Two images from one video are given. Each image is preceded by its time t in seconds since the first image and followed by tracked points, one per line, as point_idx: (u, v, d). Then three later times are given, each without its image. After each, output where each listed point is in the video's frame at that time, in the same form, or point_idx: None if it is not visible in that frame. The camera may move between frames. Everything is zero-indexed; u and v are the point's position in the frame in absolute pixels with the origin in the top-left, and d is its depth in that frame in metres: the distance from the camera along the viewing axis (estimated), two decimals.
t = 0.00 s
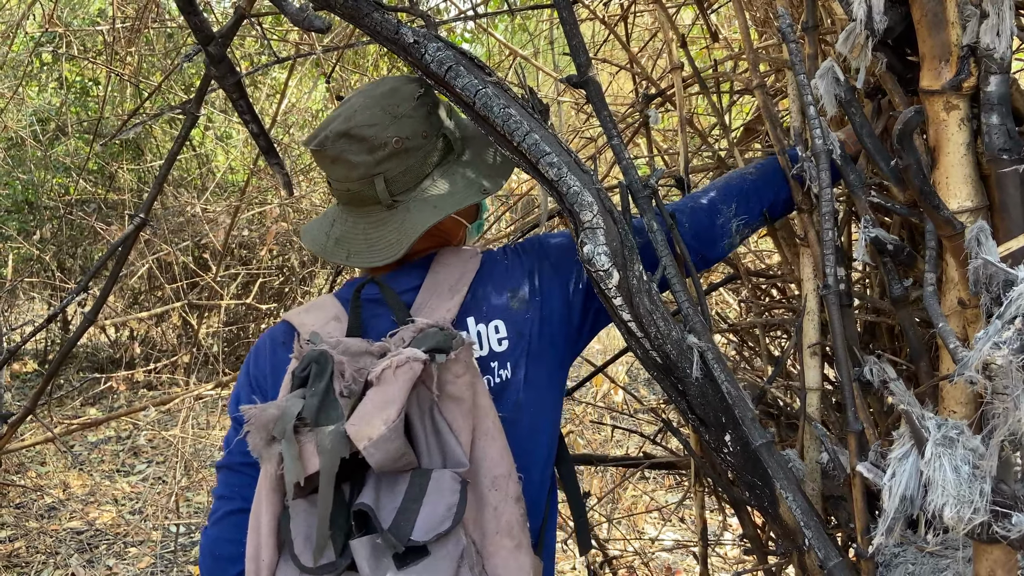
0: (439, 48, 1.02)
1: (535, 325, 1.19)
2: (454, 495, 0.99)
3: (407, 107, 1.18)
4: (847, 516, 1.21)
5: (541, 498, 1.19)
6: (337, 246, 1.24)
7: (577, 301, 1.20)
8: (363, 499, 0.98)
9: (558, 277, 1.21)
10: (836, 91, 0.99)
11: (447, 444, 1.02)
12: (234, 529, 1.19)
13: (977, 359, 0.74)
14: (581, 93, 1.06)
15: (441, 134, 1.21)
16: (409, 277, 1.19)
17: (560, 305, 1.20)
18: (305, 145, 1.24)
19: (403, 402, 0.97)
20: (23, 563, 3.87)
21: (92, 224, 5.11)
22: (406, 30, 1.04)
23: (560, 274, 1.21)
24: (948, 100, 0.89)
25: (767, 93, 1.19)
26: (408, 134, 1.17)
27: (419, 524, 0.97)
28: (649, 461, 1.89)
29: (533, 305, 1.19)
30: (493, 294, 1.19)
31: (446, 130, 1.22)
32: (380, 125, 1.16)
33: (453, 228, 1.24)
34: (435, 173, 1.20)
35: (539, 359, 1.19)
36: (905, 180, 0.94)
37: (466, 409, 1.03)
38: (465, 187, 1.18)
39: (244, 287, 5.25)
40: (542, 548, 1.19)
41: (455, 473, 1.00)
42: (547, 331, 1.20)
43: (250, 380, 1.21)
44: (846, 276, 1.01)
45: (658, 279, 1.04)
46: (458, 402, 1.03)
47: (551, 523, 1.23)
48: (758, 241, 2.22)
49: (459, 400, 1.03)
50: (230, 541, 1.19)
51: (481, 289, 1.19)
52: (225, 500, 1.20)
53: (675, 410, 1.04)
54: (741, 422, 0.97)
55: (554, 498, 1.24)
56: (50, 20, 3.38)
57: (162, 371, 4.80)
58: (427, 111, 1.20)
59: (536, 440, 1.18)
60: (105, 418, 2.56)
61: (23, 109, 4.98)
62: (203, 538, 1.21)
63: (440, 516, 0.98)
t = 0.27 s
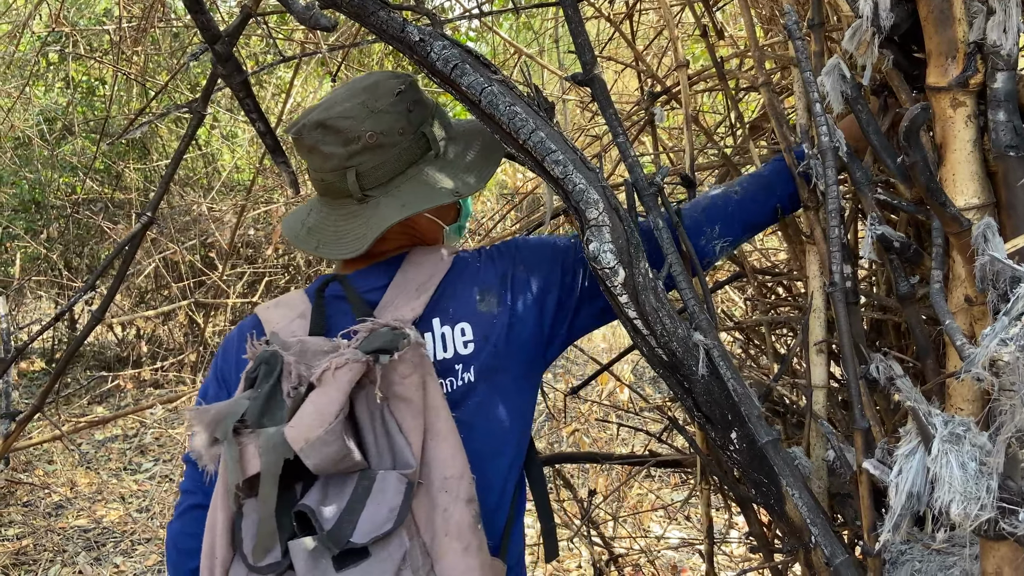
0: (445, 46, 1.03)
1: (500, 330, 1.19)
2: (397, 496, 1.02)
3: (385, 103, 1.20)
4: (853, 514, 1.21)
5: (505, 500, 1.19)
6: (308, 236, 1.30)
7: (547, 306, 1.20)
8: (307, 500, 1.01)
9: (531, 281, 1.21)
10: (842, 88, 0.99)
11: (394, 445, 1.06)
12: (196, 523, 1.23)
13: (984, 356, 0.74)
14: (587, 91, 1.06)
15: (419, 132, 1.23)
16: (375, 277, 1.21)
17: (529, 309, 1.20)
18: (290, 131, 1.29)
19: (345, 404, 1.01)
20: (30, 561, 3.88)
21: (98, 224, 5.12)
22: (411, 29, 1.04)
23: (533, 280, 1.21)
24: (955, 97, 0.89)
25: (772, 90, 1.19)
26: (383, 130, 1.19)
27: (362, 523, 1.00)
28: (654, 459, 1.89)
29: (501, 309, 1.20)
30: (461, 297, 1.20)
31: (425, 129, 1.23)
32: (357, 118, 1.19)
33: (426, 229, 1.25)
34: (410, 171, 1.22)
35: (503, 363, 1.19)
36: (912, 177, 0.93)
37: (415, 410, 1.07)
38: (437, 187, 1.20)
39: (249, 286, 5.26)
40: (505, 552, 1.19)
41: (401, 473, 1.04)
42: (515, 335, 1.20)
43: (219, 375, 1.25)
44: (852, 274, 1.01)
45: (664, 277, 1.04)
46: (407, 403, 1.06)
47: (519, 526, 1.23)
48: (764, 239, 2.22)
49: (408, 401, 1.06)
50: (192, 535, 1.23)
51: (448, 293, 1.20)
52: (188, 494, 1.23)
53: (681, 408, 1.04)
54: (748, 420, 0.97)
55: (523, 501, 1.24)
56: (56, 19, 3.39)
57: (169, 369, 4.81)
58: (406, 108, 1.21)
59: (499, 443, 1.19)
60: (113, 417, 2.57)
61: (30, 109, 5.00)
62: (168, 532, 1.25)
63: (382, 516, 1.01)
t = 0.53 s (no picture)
0: (456, 43, 1.03)
1: (468, 335, 1.19)
2: (339, 500, 1.03)
3: (372, 100, 1.20)
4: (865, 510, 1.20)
5: (471, 507, 1.19)
6: (287, 224, 1.31)
7: (519, 312, 1.20)
8: (252, 504, 1.03)
9: (505, 287, 1.22)
10: (853, 85, 0.99)
11: (341, 448, 1.06)
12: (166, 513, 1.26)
13: (998, 353, 0.74)
14: (597, 88, 1.06)
15: (406, 133, 1.23)
16: (348, 275, 1.22)
17: (502, 315, 1.20)
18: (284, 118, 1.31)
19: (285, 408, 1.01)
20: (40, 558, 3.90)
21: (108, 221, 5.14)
22: (422, 26, 1.04)
23: (513, 284, 1.21)
24: (967, 93, 0.88)
25: (783, 87, 1.19)
26: (368, 127, 1.20)
27: (302, 528, 1.01)
28: (663, 457, 1.89)
29: (470, 314, 1.20)
30: (430, 300, 1.20)
31: (412, 130, 1.23)
32: (343, 113, 1.20)
33: (405, 231, 1.25)
34: (391, 170, 1.23)
35: (469, 366, 1.19)
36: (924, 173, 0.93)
37: (363, 414, 1.07)
38: (415, 190, 1.20)
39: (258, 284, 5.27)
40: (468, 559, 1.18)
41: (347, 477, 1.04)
42: (484, 340, 1.20)
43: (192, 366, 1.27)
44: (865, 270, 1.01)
45: (675, 274, 1.04)
46: (356, 407, 1.06)
47: (487, 534, 1.21)
48: (773, 237, 2.21)
49: (356, 404, 1.06)
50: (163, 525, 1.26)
51: (417, 295, 1.21)
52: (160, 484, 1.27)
53: (692, 406, 1.03)
54: (759, 417, 0.97)
55: (491, 508, 1.23)
56: (66, 19, 3.40)
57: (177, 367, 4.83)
58: (394, 108, 1.21)
59: (462, 449, 1.18)
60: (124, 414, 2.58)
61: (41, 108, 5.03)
62: (142, 524, 1.26)
63: (324, 520, 1.02)
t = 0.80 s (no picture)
0: (465, 40, 1.03)
1: (434, 341, 1.19)
2: (281, 509, 1.04)
3: (383, 91, 1.21)
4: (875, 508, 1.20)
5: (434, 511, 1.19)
6: (273, 199, 1.36)
7: (490, 320, 1.19)
8: (200, 509, 1.06)
9: (480, 294, 1.20)
10: (865, 81, 0.99)
11: (289, 456, 1.08)
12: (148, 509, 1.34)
13: (1011, 350, 0.75)
14: (606, 85, 1.06)
15: (409, 131, 1.24)
16: (324, 269, 1.24)
17: (472, 321, 1.19)
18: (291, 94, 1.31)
19: (228, 417, 1.03)
20: (52, 554, 3.92)
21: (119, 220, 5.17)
22: (432, 23, 1.04)
23: (487, 289, 1.19)
24: (979, 89, 0.88)
25: (793, 83, 1.19)
26: (374, 117, 1.20)
27: (243, 536, 1.04)
28: (672, 454, 1.89)
29: (439, 320, 1.19)
30: (398, 304, 1.20)
31: (416, 129, 1.24)
32: (352, 97, 1.21)
33: (389, 230, 1.27)
34: (386, 164, 1.24)
35: (435, 372, 1.19)
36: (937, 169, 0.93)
37: (310, 422, 1.07)
38: (408, 187, 1.21)
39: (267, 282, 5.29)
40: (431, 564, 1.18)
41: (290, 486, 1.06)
42: (451, 347, 1.19)
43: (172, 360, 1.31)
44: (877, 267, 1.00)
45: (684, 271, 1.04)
46: (303, 416, 1.07)
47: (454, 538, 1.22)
48: (782, 234, 2.21)
49: (303, 413, 1.07)
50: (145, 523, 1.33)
51: (385, 298, 1.21)
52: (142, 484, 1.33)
53: (701, 404, 1.03)
54: (769, 414, 0.97)
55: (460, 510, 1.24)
56: (77, 18, 3.42)
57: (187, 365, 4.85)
58: (403, 103, 1.22)
59: (425, 454, 1.19)
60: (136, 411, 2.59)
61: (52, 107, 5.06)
62: (123, 519, 1.35)
63: (264, 529, 1.04)
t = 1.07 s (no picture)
0: (476, 35, 1.02)
1: (409, 348, 1.20)
2: (235, 521, 1.07)
3: (390, 96, 1.22)
4: (887, 507, 1.19)
5: (407, 516, 1.21)
6: (262, 185, 1.36)
7: (468, 327, 1.20)
8: (161, 518, 1.09)
9: (459, 300, 1.21)
10: (878, 76, 0.98)
11: (247, 467, 1.10)
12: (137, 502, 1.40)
13: None
14: (617, 80, 1.06)
15: (408, 139, 1.24)
16: (302, 271, 1.24)
17: (450, 328, 1.20)
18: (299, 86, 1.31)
19: (182, 430, 1.05)
20: (63, 550, 3.94)
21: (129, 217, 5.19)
22: (442, 18, 1.03)
23: (469, 296, 1.21)
24: (994, 83, 0.87)
25: (805, 78, 1.18)
26: (376, 119, 1.21)
27: (199, 547, 1.06)
28: (683, 452, 1.88)
29: (413, 326, 1.20)
30: (372, 310, 1.21)
31: (417, 138, 1.25)
32: (356, 96, 1.21)
33: (376, 236, 1.27)
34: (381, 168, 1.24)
35: (408, 379, 1.20)
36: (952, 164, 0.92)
37: (267, 435, 1.09)
38: (399, 194, 1.21)
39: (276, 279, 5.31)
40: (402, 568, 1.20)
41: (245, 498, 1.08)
42: (426, 354, 1.20)
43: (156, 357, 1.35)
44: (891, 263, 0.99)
45: (695, 267, 1.03)
46: (259, 428, 1.09)
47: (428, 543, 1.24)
48: (793, 230, 2.20)
49: (259, 425, 1.09)
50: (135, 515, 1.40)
51: (359, 303, 1.21)
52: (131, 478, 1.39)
53: (713, 402, 1.03)
54: (782, 411, 0.96)
55: (436, 513, 1.26)
56: (88, 16, 3.43)
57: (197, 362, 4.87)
58: (407, 111, 1.23)
59: (395, 461, 1.20)
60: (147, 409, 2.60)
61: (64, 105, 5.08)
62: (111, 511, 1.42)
63: (218, 541, 1.06)
